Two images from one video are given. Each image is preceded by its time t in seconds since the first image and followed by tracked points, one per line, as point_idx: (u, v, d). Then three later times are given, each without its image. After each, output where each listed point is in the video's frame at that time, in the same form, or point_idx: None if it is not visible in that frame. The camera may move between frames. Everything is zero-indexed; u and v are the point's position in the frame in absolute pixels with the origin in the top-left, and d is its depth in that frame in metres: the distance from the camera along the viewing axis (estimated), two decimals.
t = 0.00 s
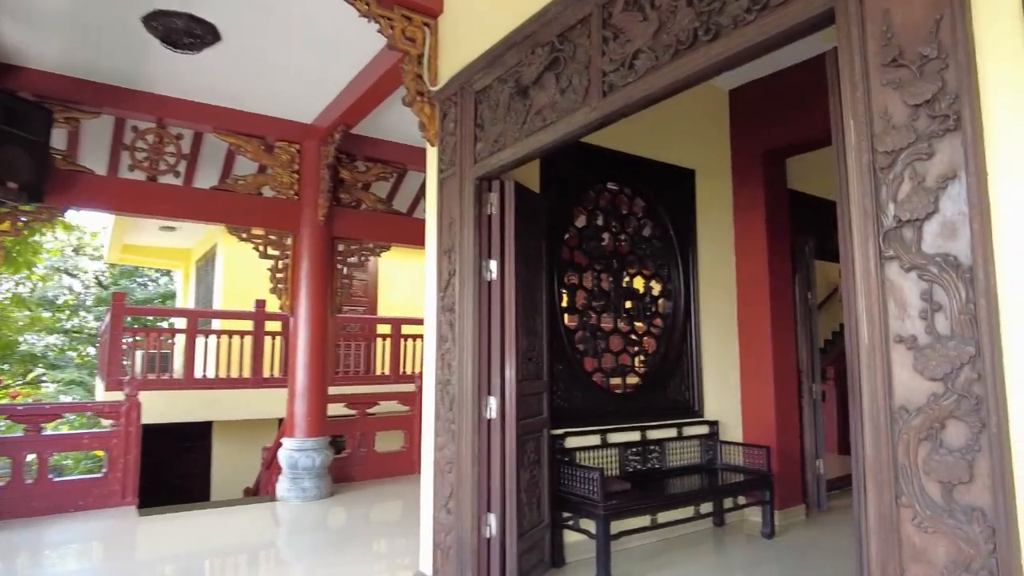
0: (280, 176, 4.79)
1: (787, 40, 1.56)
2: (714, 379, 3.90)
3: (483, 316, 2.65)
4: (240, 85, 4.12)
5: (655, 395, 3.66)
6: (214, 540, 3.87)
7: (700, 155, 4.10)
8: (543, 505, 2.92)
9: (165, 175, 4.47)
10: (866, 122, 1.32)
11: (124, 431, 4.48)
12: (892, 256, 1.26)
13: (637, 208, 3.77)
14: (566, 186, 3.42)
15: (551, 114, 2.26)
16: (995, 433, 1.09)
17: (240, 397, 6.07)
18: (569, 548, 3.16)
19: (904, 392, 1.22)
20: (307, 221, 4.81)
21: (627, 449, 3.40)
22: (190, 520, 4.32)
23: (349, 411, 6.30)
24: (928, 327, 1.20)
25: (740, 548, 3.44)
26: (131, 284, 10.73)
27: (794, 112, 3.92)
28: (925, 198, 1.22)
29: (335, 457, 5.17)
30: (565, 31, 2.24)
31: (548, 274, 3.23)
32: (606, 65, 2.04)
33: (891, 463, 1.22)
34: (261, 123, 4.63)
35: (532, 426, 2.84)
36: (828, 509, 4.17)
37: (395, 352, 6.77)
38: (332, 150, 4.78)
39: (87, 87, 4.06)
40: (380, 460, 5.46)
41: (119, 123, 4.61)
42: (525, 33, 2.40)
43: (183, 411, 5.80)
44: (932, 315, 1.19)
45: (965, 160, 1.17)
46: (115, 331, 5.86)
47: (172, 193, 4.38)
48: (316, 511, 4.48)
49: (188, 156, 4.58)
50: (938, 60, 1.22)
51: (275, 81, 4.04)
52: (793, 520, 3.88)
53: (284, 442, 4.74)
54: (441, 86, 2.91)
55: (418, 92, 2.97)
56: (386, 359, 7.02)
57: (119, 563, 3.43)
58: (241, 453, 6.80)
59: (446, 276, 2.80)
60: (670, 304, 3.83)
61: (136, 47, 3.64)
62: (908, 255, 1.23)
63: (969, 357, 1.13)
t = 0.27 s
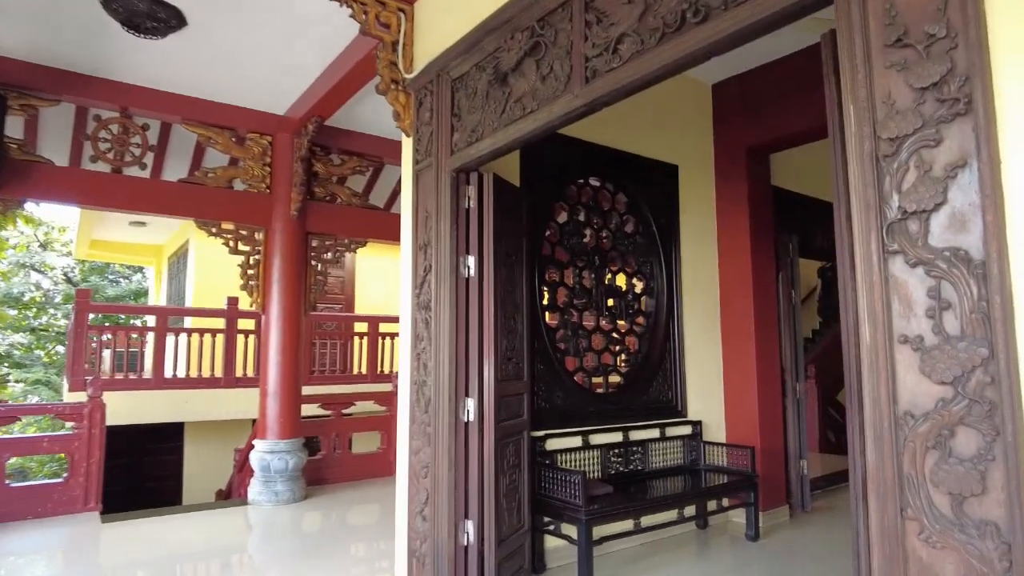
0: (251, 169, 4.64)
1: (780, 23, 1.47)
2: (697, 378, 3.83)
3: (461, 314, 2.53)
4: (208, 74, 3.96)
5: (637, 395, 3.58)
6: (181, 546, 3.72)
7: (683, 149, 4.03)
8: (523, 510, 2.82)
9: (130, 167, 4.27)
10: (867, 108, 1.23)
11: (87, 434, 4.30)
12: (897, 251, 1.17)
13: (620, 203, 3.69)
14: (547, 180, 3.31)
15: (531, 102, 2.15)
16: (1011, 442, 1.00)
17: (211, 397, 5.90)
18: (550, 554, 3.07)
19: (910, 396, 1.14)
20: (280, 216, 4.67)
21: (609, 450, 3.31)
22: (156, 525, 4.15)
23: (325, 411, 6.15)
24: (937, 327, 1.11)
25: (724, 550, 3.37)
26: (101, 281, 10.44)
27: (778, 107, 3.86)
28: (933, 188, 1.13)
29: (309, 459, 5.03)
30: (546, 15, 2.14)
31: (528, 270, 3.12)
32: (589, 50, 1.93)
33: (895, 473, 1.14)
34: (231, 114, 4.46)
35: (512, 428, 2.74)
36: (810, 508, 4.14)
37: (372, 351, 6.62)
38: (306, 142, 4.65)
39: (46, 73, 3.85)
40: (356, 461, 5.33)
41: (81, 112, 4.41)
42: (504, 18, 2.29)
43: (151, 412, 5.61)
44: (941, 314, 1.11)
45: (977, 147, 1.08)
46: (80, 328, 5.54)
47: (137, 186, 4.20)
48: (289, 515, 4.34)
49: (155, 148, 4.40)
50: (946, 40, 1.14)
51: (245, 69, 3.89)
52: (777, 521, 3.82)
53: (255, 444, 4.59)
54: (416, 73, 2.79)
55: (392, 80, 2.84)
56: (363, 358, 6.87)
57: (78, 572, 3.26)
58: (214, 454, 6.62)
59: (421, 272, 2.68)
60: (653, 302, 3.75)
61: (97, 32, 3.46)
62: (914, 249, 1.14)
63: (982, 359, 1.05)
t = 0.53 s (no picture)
0: (232, 159, 4.51)
1: None
2: (690, 375, 3.75)
3: (449, 308, 2.43)
4: (185, 59, 3.81)
5: (629, 392, 3.49)
6: (156, 548, 3.59)
7: (676, 141, 3.94)
8: (512, 511, 2.72)
9: (105, 155, 4.10)
10: (890, 81, 1.13)
11: (59, 433, 4.15)
12: (923, 236, 1.08)
13: (612, 195, 3.59)
14: (537, 170, 3.20)
15: (522, 84, 2.04)
16: None
17: (191, 394, 5.74)
18: (540, 556, 2.97)
19: (938, 394, 1.04)
20: (261, 207, 4.53)
21: (600, 449, 3.22)
22: (131, 527, 4.00)
23: (308, 409, 6.02)
24: (968, 319, 1.02)
25: (718, 551, 3.29)
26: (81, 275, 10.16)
27: (772, 98, 3.78)
28: (964, 167, 1.04)
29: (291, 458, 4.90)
30: None
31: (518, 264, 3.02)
32: (584, 28, 1.83)
33: (920, 477, 1.05)
34: (210, 102, 4.32)
35: (502, 427, 2.63)
36: (803, 507, 4.07)
37: (357, 347, 6.49)
38: (288, 131, 4.50)
39: (14, 56, 3.68)
40: (340, 460, 5.21)
41: (53, 97, 4.23)
42: None
43: (128, 410, 5.45)
44: (972, 304, 1.02)
45: (1014, 121, 0.99)
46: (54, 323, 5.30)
47: (111, 175, 4.04)
48: (271, 516, 4.21)
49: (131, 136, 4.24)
50: (978, 6, 1.04)
51: (224, 54, 3.74)
52: (770, 521, 3.75)
53: (236, 442, 4.46)
54: (402, 56, 2.67)
55: (376, 63, 2.72)
56: (348, 355, 6.73)
57: None
58: (193, 453, 6.46)
59: (407, 264, 2.57)
60: (645, 297, 3.67)
61: (66, 12, 3.30)
62: (943, 234, 1.05)
63: (1019, 354, 0.96)
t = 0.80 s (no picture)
0: (212, 149, 4.34)
1: None
2: (687, 374, 3.65)
3: (442, 304, 2.29)
4: (162, 41, 3.63)
5: (626, 392, 3.37)
6: (129, 555, 3.41)
7: (674, 133, 3.83)
8: (507, 517, 2.60)
9: (77, 143, 3.91)
10: (945, 50, 1.02)
11: (26, 434, 3.94)
12: (984, 222, 0.97)
13: (608, 189, 3.48)
14: (533, 160, 3.08)
15: (522, 65, 1.91)
16: None
17: (168, 393, 5.55)
18: (534, 563, 2.86)
19: (1005, 398, 0.93)
20: (243, 199, 4.35)
21: (597, 450, 3.11)
22: (104, 533, 3.82)
23: (290, 409, 5.84)
24: None
25: (716, 555, 3.19)
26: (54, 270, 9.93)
27: (772, 91, 3.67)
28: None
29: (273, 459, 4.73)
30: None
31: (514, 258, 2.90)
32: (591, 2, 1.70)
33: (981, 488, 0.95)
34: (189, 89, 4.13)
35: (496, 428, 2.51)
36: (800, 508, 4.00)
37: (342, 345, 6.32)
38: (271, 120, 4.33)
39: None
40: (323, 461, 5.05)
41: (22, 81, 4.03)
42: None
43: (102, 410, 5.24)
44: None
45: None
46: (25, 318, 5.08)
47: (83, 164, 3.85)
48: (251, 519, 4.05)
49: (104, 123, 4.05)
50: None
51: (203, 37, 3.57)
52: (767, 523, 3.66)
53: (215, 443, 4.29)
54: (392, 38, 2.53)
55: (364, 44, 2.60)
56: (331, 353, 6.57)
57: None
58: (170, 454, 6.26)
59: (397, 257, 2.43)
60: (641, 293, 3.56)
61: None
62: (1010, 219, 0.94)
63: None
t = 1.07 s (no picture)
0: (187, 139, 4.16)
1: None
2: (678, 373, 3.58)
3: (428, 300, 2.18)
4: (133, 25, 3.47)
5: (616, 392, 3.29)
6: (97, 561, 3.26)
7: (665, 127, 3.74)
8: (495, 522, 2.49)
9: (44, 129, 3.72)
10: (989, 23, 0.93)
11: None
12: None
13: (599, 182, 3.38)
14: (522, 152, 2.97)
15: (516, 47, 1.81)
16: None
17: (142, 392, 5.37)
18: (521, 569, 2.76)
19: None
20: (220, 191, 4.20)
21: (587, 452, 3.01)
22: (71, 537, 3.66)
23: (269, 407, 5.68)
24: None
25: (707, 559, 3.12)
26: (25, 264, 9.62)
27: (765, 85, 3.60)
28: None
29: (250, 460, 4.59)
30: None
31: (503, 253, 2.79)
32: None
33: None
34: (163, 75, 3.96)
35: (484, 431, 2.40)
36: (790, 509, 3.94)
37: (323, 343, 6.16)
38: (250, 109, 4.16)
39: None
40: (303, 462, 4.91)
41: None
42: None
43: (72, 409, 5.05)
44: None
45: None
46: None
47: (50, 152, 3.67)
48: (227, 523, 3.90)
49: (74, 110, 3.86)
50: None
51: (177, 20, 3.41)
52: (759, 524, 3.60)
53: (190, 444, 4.14)
54: (377, 21, 2.41)
55: (347, 27, 2.47)
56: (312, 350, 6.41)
57: None
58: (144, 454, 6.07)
59: (381, 251, 2.31)
60: (632, 290, 3.47)
61: None
62: None
63: None
